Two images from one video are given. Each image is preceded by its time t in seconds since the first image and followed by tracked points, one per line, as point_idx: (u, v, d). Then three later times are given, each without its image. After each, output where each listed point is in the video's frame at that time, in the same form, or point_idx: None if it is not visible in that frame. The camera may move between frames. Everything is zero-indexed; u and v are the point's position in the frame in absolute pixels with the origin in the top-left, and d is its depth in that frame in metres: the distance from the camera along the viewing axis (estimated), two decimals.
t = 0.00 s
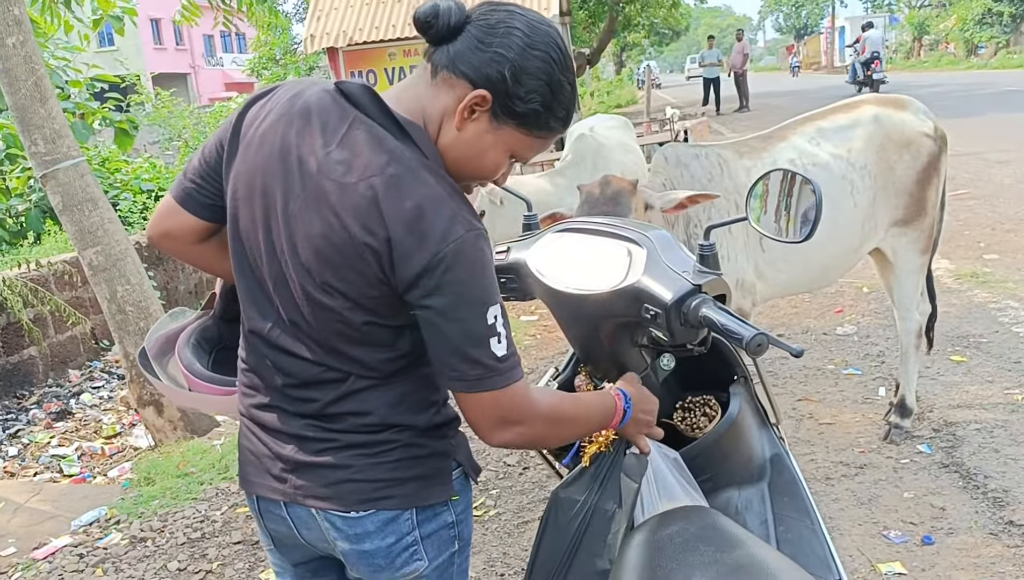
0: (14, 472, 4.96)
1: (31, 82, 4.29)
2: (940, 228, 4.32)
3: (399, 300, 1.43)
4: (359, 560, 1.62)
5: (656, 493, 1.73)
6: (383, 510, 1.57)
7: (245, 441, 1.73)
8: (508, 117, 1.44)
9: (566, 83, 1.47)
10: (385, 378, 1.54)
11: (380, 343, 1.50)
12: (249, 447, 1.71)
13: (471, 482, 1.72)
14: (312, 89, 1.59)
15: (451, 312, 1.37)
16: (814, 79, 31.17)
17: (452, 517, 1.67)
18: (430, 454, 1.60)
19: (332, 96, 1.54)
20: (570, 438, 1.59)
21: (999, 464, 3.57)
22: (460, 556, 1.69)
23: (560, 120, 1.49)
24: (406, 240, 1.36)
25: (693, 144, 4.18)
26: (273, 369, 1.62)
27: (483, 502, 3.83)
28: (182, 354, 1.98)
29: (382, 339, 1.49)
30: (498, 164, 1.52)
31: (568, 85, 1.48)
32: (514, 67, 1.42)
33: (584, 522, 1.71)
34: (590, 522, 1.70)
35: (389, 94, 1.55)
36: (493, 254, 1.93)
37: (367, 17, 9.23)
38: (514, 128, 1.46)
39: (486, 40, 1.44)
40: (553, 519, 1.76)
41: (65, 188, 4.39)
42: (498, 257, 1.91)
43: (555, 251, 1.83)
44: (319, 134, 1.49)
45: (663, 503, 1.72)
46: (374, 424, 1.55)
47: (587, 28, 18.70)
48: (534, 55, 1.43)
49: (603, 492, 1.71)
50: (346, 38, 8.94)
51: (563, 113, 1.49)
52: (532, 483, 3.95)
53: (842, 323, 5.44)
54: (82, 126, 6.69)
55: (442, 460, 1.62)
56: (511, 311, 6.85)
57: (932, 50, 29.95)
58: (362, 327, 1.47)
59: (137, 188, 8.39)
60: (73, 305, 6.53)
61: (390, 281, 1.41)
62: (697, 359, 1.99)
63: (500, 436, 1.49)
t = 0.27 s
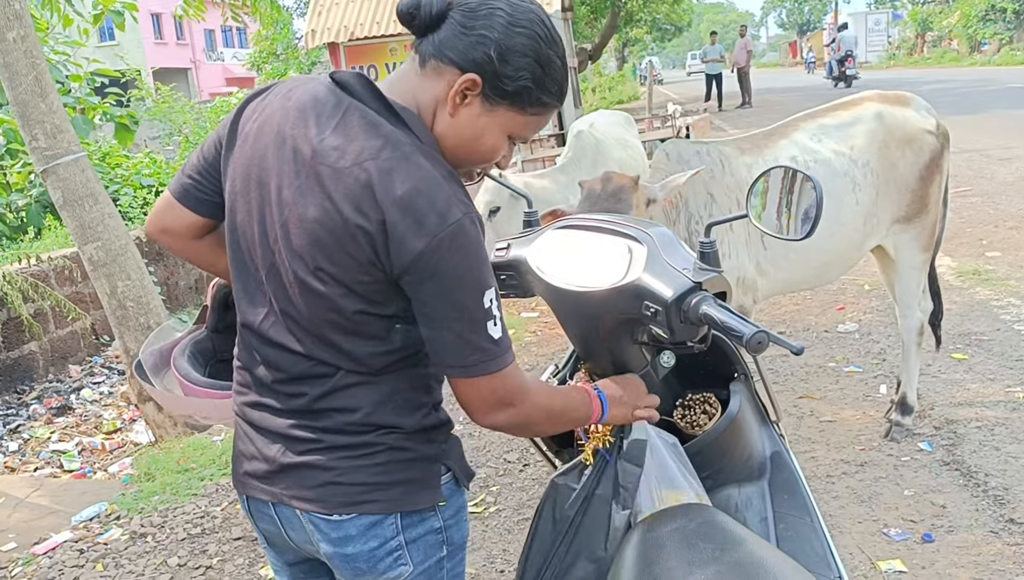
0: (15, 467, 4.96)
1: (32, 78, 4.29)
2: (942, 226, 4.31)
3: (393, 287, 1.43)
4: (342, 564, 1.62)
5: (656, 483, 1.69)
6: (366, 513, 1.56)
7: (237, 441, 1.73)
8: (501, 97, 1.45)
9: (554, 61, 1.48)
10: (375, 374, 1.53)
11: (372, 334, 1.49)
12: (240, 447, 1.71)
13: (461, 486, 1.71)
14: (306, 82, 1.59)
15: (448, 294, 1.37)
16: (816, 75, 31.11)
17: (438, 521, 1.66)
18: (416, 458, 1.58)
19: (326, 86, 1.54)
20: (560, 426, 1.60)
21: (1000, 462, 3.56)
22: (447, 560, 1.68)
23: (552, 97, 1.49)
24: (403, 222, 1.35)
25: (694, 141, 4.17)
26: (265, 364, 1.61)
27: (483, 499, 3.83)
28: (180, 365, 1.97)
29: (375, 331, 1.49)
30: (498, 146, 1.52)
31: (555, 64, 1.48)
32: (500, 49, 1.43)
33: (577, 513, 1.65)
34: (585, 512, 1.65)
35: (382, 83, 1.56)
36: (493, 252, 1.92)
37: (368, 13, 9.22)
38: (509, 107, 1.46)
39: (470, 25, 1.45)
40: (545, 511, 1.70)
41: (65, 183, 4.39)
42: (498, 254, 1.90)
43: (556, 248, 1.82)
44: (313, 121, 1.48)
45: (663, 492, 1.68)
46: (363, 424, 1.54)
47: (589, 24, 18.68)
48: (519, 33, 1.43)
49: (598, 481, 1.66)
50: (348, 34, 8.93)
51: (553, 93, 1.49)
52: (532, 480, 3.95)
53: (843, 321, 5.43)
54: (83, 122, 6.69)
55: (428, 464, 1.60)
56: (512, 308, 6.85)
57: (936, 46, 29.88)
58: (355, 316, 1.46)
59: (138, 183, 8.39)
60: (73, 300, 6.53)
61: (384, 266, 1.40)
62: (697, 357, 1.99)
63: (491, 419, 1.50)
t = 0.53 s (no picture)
0: (19, 463, 4.98)
1: (36, 74, 4.30)
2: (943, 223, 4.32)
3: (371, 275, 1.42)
4: (320, 559, 1.63)
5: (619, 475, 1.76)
6: (342, 510, 1.56)
7: (219, 437, 1.74)
8: (476, 79, 1.45)
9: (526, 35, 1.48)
10: (354, 368, 1.53)
11: (348, 326, 1.48)
12: (221, 443, 1.73)
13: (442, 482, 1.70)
14: (287, 79, 1.62)
15: (423, 276, 1.36)
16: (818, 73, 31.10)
17: (417, 518, 1.65)
18: (393, 455, 1.58)
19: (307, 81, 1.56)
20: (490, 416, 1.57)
21: (1002, 459, 3.57)
22: (427, 556, 1.68)
23: (528, 74, 1.49)
24: (379, 204, 1.36)
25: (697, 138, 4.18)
26: (246, 360, 1.61)
27: (486, 494, 3.84)
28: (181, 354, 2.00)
29: (354, 324, 1.48)
30: (482, 127, 1.52)
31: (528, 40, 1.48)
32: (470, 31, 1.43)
33: (553, 516, 1.69)
34: (561, 515, 1.69)
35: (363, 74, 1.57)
36: (497, 247, 1.93)
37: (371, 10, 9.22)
38: (486, 88, 1.46)
39: (437, 11, 1.46)
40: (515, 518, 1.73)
41: (69, 179, 4.40)
42: (502, 250, 1.91)
43: (559, 244, 1.83)
44: (293, 114, 1.50)
45: (627, 481, 1.76)
46: (342, 421, 1.54)
47: (591, 21, 18.68)
48: (488, 13, 1.44)
49: (565, 481, 1.70)
50: (350, 31, 8.94)
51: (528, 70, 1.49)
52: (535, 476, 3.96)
53: (845, 318, 5.44)
54: (86, 119, 6.70)
55: (407, 461, 1.60)
56: (514, 304, 6.86)
57: (938, 44, 29.87)
58: (333, 307, 1.45)
59: (141, 180, 8.40)
60: (76, 297, 6.55)
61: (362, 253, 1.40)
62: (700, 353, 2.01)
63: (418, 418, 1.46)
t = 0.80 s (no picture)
0: (23, 460, 4.99)
1: (40, 72, 4.30)
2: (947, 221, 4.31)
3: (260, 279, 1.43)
4: (262, 555, 1.63)
5: (508, 423, 1.71)
6: (274, 508, 1.57)
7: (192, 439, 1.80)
8: (339, 56, 1.42)
9: None
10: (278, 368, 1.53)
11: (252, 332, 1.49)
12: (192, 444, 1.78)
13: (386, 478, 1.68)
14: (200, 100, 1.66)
15: (286, 272, 1.35)
16: (822, 70, 31.06)
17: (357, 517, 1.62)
18: (324, 455, 1.57)
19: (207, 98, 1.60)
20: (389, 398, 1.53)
21: (1005, 457, 3.57)
22: (377, 556, 1.65)
23: (398, 38, 1.44)
24: (239, 205, 1.36)
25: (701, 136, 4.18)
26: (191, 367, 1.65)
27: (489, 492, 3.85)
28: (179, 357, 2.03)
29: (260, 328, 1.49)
30: (373, 102, 1.48)
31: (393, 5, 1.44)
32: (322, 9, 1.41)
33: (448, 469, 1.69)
34: (455, 470, 1.69)
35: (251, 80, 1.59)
36: (501, 247, 1.93)
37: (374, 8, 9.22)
38: (355, 60, 1.43)
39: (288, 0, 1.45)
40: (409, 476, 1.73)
41: (73, 177, 4.40)
42: (506, 249, 1.91)
43: (563, 242, 1.83)
44: (189, 130, 1.54)
45: (519, 429, 1.71)
46: (262, 422, 1.55)
47: (594, 18, 18.67)
48: None
49: (452, 429, 1.71)
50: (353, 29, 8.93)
51: (398, 34, 1.44)
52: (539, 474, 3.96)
53: (848, 316, 5.44)
54: (89, 117, 6.70)
55: (340, 461, 1.58)
56: (517, 302, 6.86)
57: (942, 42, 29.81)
58: (234, 315, 1.47)
59: (144, 178, 8.41)
60: (80, 294, 6.55)
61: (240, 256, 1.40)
62: (704, 351, 2.01)
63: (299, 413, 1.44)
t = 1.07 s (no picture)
0: (31, 460, 5.00)
1: (47, 72, 4.31)
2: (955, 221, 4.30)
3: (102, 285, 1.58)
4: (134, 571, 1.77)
5: (414, 400, 1.85)
6: (129, 531, 1.69)
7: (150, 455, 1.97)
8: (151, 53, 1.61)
9: None
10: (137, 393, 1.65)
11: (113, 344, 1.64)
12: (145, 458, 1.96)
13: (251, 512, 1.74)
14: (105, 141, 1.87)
15: (99, 268, 1.48)
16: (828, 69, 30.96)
17: (205, 552, 1.70)
18: (169, 488, 1.66)
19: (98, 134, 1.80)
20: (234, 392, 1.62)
21: (1014, 458, 3.55)
22: None
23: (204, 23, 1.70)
24: (72, 210, 1.52)
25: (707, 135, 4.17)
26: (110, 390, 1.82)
27: (495, 492, 3.85)
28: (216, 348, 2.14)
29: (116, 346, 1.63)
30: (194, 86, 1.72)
31: None
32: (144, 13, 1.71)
33: (358, 452, 1.77)
34: (366, 452, 1.77)
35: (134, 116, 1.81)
36: (508, 246, 1.92)
37: (380, 7, 9.22)
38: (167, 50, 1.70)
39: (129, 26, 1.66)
40: (318, 462, 1.77)
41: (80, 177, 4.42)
42: (513, 249, 1.90)
43: (569, 241, 1.83)
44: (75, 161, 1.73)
45: (427, 403, 1.86)
46: (121, 444, 1.68)
47: (600, 18, 18.63)
48: None
49: (361, 408, 1.79)
50: (359, 28, 8.94)
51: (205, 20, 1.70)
52: (545, 474, 3.96)
53: (856, 316, 5.42)
54: (96, 116, 6.71)
55: (188, 495, 1.67)
56: (523, 302, 6.86)
57: (950, 41, 29.68)
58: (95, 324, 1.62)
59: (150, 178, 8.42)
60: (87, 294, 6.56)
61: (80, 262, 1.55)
62: (712, 351, 2.00)
63: (142, 403, 1.55)
